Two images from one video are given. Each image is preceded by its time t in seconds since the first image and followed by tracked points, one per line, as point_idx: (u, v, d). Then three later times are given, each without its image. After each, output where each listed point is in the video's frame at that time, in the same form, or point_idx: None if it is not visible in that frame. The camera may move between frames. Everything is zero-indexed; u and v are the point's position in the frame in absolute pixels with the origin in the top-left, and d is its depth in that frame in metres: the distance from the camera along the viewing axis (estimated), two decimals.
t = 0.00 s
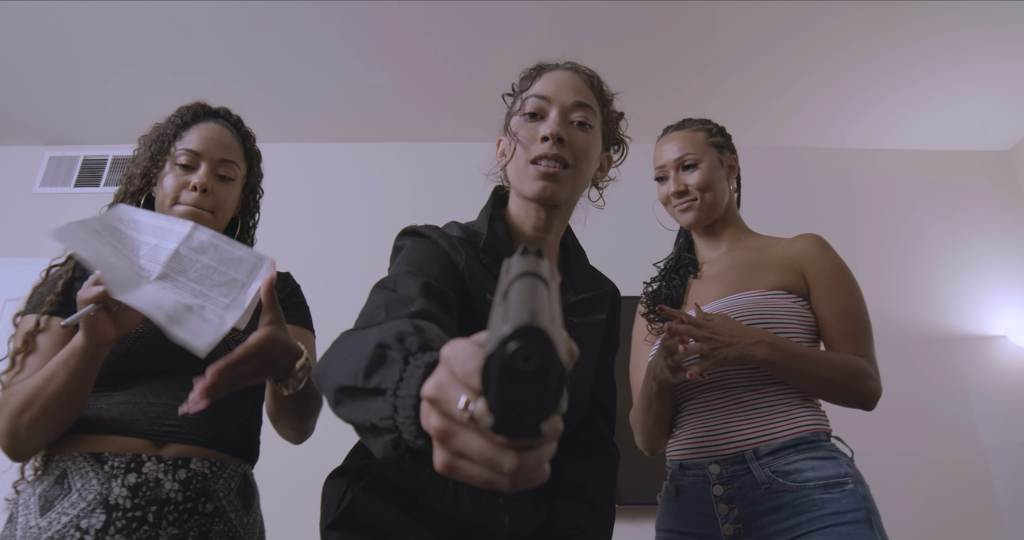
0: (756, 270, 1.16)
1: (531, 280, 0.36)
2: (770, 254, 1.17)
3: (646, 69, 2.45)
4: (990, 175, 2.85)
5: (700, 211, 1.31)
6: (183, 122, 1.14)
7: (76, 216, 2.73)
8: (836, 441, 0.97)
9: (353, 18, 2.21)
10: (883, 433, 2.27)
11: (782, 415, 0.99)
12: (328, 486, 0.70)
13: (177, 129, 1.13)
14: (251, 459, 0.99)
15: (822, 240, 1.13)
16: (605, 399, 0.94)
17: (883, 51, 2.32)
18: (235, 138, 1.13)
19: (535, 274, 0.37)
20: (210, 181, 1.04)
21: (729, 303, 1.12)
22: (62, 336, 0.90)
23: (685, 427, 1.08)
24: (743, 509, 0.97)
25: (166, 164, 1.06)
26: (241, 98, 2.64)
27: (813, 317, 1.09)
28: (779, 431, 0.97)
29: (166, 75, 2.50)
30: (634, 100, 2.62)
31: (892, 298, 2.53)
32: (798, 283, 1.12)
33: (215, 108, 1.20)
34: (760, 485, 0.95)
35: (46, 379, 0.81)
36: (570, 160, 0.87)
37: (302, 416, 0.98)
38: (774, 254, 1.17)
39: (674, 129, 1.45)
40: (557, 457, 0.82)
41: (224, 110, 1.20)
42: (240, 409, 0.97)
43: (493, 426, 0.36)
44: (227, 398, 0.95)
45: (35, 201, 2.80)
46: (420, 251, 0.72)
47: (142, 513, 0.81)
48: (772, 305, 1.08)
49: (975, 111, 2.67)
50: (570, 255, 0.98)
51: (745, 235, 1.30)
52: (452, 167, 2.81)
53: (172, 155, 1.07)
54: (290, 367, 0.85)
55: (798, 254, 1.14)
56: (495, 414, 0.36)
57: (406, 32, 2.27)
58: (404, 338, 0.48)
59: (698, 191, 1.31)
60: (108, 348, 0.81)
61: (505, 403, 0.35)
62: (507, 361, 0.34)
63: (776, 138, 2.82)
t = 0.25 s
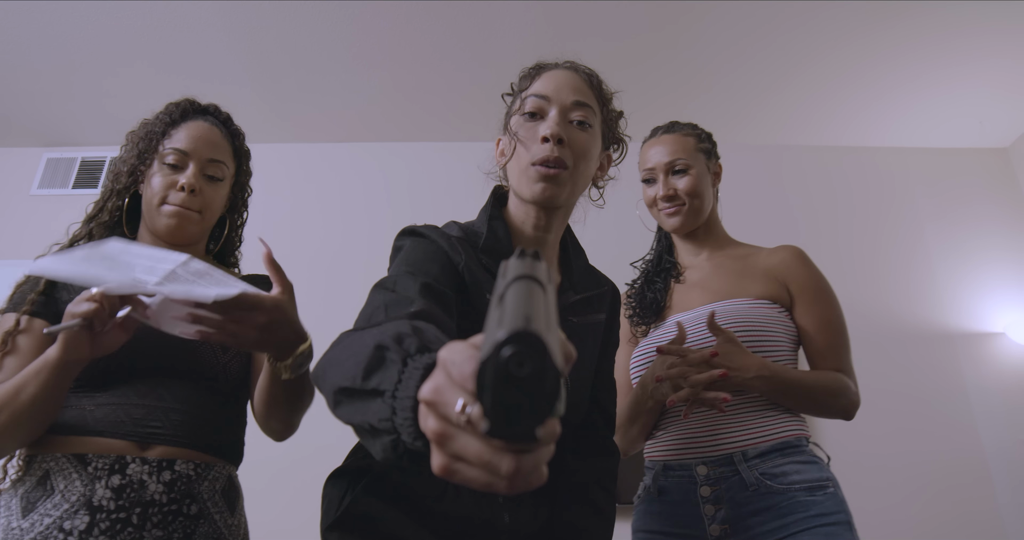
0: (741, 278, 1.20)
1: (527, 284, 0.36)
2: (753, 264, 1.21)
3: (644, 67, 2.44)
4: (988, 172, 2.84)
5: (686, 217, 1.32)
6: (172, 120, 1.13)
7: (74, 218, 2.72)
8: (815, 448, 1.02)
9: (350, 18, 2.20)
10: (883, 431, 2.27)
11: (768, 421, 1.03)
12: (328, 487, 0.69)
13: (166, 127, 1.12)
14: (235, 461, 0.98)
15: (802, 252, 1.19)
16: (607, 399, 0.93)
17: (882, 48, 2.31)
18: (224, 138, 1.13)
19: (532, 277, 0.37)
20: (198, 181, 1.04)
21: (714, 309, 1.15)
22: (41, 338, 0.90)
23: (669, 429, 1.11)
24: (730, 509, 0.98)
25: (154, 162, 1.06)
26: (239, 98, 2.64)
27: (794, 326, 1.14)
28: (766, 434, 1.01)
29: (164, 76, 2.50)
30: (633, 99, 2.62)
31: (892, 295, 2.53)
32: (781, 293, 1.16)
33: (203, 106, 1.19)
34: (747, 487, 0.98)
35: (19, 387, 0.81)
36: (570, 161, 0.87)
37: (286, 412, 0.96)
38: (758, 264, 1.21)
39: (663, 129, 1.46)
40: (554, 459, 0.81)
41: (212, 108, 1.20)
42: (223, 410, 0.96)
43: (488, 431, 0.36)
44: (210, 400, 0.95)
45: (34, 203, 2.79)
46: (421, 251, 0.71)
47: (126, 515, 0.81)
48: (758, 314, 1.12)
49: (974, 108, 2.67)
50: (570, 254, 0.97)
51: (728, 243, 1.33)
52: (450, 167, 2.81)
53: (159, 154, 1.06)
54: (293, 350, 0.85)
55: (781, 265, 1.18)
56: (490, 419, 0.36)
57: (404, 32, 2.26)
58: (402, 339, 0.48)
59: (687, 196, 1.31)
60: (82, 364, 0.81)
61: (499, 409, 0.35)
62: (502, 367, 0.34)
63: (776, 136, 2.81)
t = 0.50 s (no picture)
0: (724, 287, 1.25)
1: (528, 290, 0.36)
2: (735, 275, 1.27)
3: (642, 65, 2.44)
4: (986, 168, 2.84)
5: (670, 223, 1.36)
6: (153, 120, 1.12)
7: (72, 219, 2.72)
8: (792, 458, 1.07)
9: (348, 17, 2.20)
10: (881, 428, 2.27)
11: (752, 431, 1.07)
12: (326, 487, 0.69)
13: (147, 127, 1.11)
14: (221, 459, 0.99)
15: (779, 269, 1.25)
16: (605, 398, 0.93)
17: (880, 45, 2.31)
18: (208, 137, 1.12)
19: (532, 282, 0.37)
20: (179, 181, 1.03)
21: (699, 318, 1.20)
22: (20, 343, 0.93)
23: (652, 432, 1.13)
24: (716, 514, 1.01)
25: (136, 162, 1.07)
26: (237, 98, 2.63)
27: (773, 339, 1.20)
28: (751, 443, 1.05)
29: (162, 76, 2.50)
30: (633, 96, 2.61)
31: (891, 292, 2.53)
32: (763, 306, 1.22)
33: (187, 104, 1.20)
34: (733, 493, 1.01)
35: None
36: (569, 162, 0.86)
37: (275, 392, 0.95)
38: (739, 277, 1.26)
39: (650, 134, 1.48)
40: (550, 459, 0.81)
41: (196, 106, 1.20)
42: (209, 408, 0.97)
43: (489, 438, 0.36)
44: (197, 396, 0.96)
45: (32, 204, 2.79)
46: (422, 251, 0.71)
47: (110, 513, 0.82)
48: (743, 323, 1.17)
49: (974, 104, 2.67)
50: (569, 254, 0.97)
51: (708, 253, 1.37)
52: (449, 166, 2.80)
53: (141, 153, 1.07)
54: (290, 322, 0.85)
55: (762, 280, 1.24)
56: (492, 427, 0.36)
57: (401, 31, 2.26)
58: (402, 342, 0.48)
59: (673, 202, 1.35)
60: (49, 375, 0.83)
61: (502, 417, 0.35)
62: (504, 376, 0.34)
63: (775, 133, 2.81)
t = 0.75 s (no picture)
0: (712, 291, 1.27)
1: (530, 291, 0.36)
2: (722, 280, 1.29)
3: (640, 64, 2.44)
4: (984, 166, 2.84)
5: (663, 228, 1.36)
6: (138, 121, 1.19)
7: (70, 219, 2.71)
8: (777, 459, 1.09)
9: (345, 17, 2.19)
10: (879, 426, 2.27)
11: (739, 432, 1.09)
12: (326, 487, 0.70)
13: (133, 128, 1.19)
14: (215, 459, 0.99)
15: (763, 275, 1.28)
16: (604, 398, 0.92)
17: (879, 43, 2.31)
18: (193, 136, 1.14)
19: (534, 283, 0.37)
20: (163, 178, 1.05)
21: (686, 319, 1.21)
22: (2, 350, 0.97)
23: (642, 432, 1.13)
24: (702, 515, 1.02)
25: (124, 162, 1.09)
26: (235, 98, 2.63)
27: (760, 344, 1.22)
28: (737, 443, 1.06)
29: (161, 76, 2.49)
30: (632, 94, 2.61)
31: (890, 290, 2.52)
32: (750, 311, 1.24)
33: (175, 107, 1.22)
34: (721, 493, 1.02)
35: None
36: (568, 154, 0.86)
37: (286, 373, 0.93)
38: (726, 281, 1.28)
39: (644, 138, 1.48)
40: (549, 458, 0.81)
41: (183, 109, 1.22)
42: (201, 406, 0.97)
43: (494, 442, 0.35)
44: (189, 393, 0.96)
45: (31, 205, 2.78)
46: (421, 250, 0.71)
47: (99, 514, 0.83)
48: (731, 327, 1.19)
49: (972, 102, 2.67)
50: (568, 255, 0.97)
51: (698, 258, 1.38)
52: (447, 165, 2.80)
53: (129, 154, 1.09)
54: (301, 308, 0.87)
55: (749, 287, 1.27)
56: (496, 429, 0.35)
57: (399, 30, 2.26)
58: (401, 343, 0.48)
59: (668, 207, 1.35)
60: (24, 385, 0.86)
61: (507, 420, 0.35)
62: (509, 378, 0.33)
63: (774, 132, 2.81)
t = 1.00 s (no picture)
0: (714, 286, 1.26)
1: (531, 294, 0.35)
2: (725, 275, 1.27)
3: (641, 64, 2.43)
4: (985, 166, 2.84)
5: (665, 227, 1.36)
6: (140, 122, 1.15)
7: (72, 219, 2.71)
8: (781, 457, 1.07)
9: (345, 17, 2.19)
10: (879, 426, 2.26)
11: (743, 430, 1.07)
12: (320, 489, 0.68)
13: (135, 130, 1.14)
14: (215, 458, 0.98)
15: (768, 271, 1.26)
16: (603, 405, 0.93)
17: (880, 43, 2.30)
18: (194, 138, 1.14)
19: (535, 287, 0.36)
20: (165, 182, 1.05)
21: (689, 316, 1.20)
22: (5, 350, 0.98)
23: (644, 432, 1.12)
24: (706, 514, 1.01)
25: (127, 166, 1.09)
26: (235, 98, 2.62)
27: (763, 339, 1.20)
28: (741, 442, 1.05)
29: (161, 77, 2.49)
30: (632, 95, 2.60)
31: (890, 291, 2.52)
32: (753, 306, 1.22)
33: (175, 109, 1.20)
34: (724, 492, 1.01)
35: None
36: (576, 173, 0.85)
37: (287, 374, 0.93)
38: (729, 276, 1.27)
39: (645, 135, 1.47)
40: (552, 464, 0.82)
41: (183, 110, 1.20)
42: (202, 406, 0.96)
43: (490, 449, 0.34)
44: (190, 392, 0.95)
45: (32, 205, 2.77)
46: (419, 253, 0.70)
47: (96, 513, 0.82)
48: (735, 323, 1.17)
49: (973, 103, 2.66)
50: (569, 262, 0.96)
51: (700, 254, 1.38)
52: (447, 165, 2.79)
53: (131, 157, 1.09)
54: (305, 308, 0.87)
55: (753, 281, 1.25)
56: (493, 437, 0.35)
57: (399, 30, 2.25)
58: (396, 347, 0.47)
59: (668, 205, 1.35)
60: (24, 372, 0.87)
61: (505, 428, 0.34)
62: (508, 383, 0.32)
63: (774, 133, 2.80)
